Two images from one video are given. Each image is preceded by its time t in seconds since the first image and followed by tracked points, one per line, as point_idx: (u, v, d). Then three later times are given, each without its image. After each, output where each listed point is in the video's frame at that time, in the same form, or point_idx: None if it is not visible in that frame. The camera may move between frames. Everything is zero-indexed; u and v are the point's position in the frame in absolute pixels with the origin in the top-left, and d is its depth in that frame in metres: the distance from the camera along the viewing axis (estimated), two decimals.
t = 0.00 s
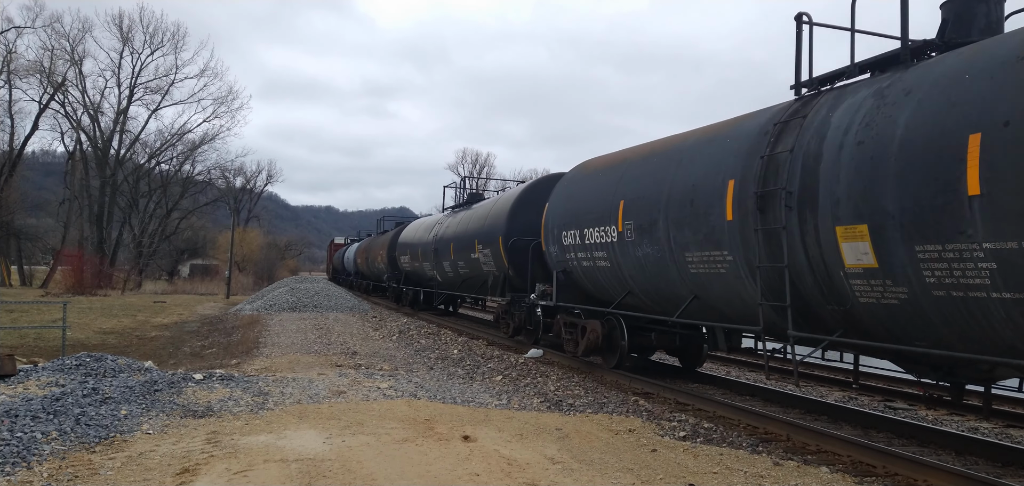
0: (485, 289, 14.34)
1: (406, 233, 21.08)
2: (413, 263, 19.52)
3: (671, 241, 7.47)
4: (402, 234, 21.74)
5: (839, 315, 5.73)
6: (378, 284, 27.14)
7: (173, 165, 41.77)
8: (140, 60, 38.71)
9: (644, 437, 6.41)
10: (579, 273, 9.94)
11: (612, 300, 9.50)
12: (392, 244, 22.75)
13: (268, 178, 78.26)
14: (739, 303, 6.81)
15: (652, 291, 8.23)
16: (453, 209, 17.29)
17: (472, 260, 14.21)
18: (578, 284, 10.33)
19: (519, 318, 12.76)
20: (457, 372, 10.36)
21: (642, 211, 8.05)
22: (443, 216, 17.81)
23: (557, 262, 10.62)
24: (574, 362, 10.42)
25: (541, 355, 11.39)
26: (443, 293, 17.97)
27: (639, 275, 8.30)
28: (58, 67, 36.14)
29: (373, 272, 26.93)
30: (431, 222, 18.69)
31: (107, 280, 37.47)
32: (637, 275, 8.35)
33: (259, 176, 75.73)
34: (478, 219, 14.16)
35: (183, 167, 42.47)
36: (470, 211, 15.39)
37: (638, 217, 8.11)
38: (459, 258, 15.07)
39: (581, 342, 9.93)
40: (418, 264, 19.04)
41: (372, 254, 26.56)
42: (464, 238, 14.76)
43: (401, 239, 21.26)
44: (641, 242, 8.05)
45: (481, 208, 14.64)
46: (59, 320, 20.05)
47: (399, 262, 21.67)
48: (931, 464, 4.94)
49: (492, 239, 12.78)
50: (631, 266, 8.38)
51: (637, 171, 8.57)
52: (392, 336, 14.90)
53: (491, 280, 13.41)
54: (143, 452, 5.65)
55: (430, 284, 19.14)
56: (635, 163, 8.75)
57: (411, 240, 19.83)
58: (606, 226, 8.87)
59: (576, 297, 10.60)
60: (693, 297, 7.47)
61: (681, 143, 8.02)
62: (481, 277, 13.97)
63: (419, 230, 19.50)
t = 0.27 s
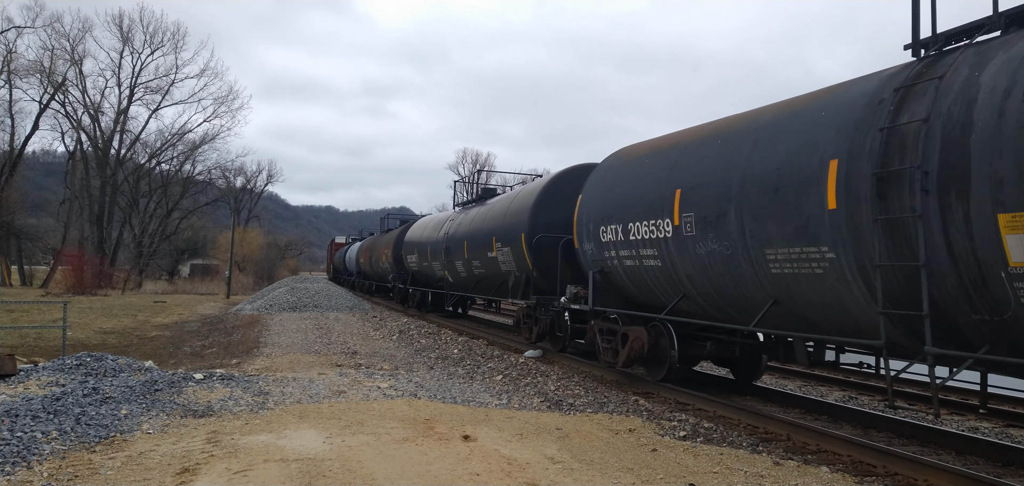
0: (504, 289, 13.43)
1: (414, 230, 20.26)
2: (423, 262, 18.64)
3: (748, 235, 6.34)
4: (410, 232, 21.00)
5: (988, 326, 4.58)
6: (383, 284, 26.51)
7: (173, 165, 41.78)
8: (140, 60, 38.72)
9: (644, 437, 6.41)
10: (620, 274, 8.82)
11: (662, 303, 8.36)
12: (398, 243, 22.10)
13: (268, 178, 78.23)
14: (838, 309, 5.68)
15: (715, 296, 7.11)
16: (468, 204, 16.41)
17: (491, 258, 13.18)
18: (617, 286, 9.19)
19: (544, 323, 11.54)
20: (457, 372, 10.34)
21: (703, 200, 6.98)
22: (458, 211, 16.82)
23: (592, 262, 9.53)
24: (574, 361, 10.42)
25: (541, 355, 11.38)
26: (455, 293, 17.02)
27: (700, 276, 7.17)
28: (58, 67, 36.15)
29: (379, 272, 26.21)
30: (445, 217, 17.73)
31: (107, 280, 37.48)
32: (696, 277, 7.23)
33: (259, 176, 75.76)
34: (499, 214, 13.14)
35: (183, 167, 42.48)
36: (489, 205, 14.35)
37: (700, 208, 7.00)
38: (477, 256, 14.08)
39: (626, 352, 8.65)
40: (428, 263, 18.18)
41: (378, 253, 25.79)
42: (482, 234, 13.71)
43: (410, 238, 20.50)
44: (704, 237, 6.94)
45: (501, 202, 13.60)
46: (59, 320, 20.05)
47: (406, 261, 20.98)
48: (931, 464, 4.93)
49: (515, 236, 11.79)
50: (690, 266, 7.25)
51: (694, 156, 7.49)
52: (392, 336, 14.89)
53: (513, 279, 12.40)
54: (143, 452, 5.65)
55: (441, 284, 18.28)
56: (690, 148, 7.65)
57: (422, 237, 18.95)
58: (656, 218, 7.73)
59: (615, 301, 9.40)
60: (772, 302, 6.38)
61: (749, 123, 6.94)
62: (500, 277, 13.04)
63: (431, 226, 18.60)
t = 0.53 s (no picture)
0: (524, 291, 12.31)
1: (422, 228, 19.31)
2: (432, 261, 17.59)
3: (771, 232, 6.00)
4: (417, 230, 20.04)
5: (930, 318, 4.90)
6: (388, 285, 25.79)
7: (173, 165, 41.77)
8: (140, 60, 38.69)
9: (644, 437, 6.41)
10: (672, 275, 7.64)
11: (726, 311, 7.16)
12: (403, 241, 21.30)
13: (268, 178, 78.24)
14: (985, 315, 4.47)
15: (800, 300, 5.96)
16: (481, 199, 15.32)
17: (511, 257, 12.06)
18: (668, 289, 7.94)
19: (574, 330, 10.37)
20: (457, 372, 10.36)
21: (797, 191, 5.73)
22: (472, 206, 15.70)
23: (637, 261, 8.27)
24: (574, 361, 10.43)
25: (541, 355, 11.39)
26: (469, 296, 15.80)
27: (788, 278, 5.95)
28: (58, 67, 36.13)
29: (383, 272, 25.45)
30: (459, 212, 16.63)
31: (107, 280, 37.49)
32: (782, 278, 6.01)
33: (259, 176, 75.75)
34: (522, 209, 12.00)
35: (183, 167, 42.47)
36: (509, 199, 13.22)
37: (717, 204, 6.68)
38: (493, 256, 12.97)
39: (677, 366, 7.53)
40: (438, 263, 17.09)
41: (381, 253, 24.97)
42: (500, 231, 12.61)
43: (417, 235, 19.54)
44: (794, 226, 5.72)
45: (523, 195, 12.46)
46: (59, 320, 20.05)
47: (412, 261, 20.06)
48: (931, 464, 4.93)
49: (541, 234, 10.68)
50: (772, 265, 6.06)
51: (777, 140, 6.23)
52: (392, 336, 14.89)
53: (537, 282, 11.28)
54: (143, 452, 5.65)
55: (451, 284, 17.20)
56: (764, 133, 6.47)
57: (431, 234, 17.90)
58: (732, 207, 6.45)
59: (664, 306, 8.13)
60: (888, 309, 5.14)
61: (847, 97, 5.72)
62: (520, 278, 11.99)
63: (442, 222, 17.46)
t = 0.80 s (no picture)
0: (549, 294, 11.33)
1: (429, 226, 18.36)
2: (441, 262, 16.58)
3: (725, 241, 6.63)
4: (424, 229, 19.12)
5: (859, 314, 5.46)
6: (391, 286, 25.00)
7: (173, 165, 41.77)
8: (140, 60, 38.68)
9: (644, 437, 6.41)
10: (744, 276, 6.49)
11: (813, 320, 6.04)
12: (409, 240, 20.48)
13: (268, 178, 78.26)
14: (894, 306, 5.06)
15: (923, 305, 4.79)
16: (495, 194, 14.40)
17: (536, 255, 11.05)
18: (737, 292, 6.81)
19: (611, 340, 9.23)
20: (457, 372, 10.36)
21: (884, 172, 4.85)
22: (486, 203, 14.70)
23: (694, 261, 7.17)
24: (574, 361, 10.44)
25: (541, 355, 11.40)
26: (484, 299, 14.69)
27: (821, 275, 5.57)
28: (58, 67, 36.13)
29: (386, 272, 24.66)
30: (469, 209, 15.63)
31: (107, 280, 37.49)
32: (814, 277, 5.64)
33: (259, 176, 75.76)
34: (545, 205, 11.03)
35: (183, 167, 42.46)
36: (528, 195, 12.24)
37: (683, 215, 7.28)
38: (513, 256, 11.96)
39: (751, 383, 6.44)
40: (449, 264, 16.04)
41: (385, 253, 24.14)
42: (521, 229, 11.59)
43: (424, 233, 18.60)
44: (926, 213, 4.51)
45: (545, 190, 11.49)
46: (59, 320, 20.06)
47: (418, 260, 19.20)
48: (932, 464, 4.93)
49: (573, 231, 9.70)
50: (890, 263, 4.87)
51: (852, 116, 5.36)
52: (393, 336, 14.90)
53: (568, 283, 10.24)
54: (143, 452, 5.65)
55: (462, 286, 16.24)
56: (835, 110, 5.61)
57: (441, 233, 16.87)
58: (809, 197, 5.53)
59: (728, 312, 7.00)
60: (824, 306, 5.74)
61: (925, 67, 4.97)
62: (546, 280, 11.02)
63: (451, 219, 16.45)
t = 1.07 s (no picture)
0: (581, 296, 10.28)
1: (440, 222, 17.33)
2: (453, 261, 15.55)
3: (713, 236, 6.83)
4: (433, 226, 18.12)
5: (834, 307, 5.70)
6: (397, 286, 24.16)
7: (173, 165, 41.78)
8: (140, 60, 38.68)
9: (644, 437, 6.42)
10: (848, 278, 5.27)
11: (946, 333, 4.81)
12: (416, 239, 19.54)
13: (268, 178, 78.29)
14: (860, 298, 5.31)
15: (990, 312, 4.33)
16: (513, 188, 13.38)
17: (567, 254, 9.91)
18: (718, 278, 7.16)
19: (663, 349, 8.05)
20: (457, 372, 10.37)
21: (928, 168, 4.45)
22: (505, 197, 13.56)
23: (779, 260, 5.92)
24: (574, 361, 10.44)
25: (541, 355, 11.40)
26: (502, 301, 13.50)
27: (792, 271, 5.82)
28: (58, 67, 36.13)
29: (391, 272, 23.78)
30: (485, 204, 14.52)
31: (107, 280, 37.50)
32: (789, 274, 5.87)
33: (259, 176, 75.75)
34: (575, 199, 9.94)
35: (183, 167, 42.46)
36: (554, 188, 11.13)
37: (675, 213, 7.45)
38: (539, 254, 10.85)
39: (858, 410, 5.21)
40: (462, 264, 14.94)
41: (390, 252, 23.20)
42: (548, 225, 10.51)
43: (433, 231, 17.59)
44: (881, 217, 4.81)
45: (573, 183, 10.39)
46: (59, 320, 20.07)
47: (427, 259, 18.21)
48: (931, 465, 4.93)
49: (612, 227, 8.60)
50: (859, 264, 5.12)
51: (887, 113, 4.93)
52: (393, 336, 14.91)
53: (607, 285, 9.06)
54: (143, 452, 5.66)
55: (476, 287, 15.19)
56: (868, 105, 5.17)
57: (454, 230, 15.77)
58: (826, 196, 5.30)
59: (825, 322, 5.72)
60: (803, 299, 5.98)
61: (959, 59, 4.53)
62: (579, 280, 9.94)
63: (465, 216, 15.35)
